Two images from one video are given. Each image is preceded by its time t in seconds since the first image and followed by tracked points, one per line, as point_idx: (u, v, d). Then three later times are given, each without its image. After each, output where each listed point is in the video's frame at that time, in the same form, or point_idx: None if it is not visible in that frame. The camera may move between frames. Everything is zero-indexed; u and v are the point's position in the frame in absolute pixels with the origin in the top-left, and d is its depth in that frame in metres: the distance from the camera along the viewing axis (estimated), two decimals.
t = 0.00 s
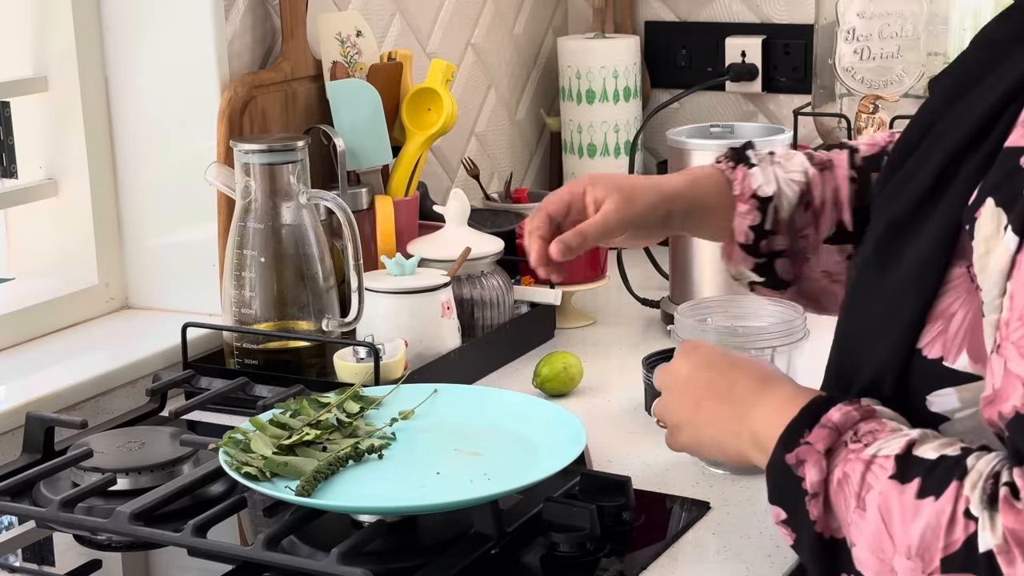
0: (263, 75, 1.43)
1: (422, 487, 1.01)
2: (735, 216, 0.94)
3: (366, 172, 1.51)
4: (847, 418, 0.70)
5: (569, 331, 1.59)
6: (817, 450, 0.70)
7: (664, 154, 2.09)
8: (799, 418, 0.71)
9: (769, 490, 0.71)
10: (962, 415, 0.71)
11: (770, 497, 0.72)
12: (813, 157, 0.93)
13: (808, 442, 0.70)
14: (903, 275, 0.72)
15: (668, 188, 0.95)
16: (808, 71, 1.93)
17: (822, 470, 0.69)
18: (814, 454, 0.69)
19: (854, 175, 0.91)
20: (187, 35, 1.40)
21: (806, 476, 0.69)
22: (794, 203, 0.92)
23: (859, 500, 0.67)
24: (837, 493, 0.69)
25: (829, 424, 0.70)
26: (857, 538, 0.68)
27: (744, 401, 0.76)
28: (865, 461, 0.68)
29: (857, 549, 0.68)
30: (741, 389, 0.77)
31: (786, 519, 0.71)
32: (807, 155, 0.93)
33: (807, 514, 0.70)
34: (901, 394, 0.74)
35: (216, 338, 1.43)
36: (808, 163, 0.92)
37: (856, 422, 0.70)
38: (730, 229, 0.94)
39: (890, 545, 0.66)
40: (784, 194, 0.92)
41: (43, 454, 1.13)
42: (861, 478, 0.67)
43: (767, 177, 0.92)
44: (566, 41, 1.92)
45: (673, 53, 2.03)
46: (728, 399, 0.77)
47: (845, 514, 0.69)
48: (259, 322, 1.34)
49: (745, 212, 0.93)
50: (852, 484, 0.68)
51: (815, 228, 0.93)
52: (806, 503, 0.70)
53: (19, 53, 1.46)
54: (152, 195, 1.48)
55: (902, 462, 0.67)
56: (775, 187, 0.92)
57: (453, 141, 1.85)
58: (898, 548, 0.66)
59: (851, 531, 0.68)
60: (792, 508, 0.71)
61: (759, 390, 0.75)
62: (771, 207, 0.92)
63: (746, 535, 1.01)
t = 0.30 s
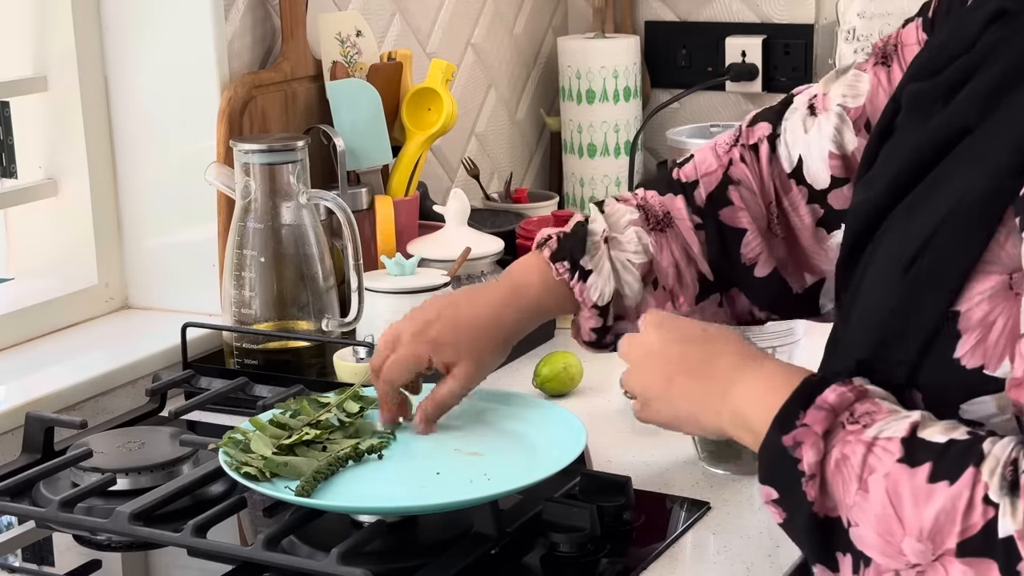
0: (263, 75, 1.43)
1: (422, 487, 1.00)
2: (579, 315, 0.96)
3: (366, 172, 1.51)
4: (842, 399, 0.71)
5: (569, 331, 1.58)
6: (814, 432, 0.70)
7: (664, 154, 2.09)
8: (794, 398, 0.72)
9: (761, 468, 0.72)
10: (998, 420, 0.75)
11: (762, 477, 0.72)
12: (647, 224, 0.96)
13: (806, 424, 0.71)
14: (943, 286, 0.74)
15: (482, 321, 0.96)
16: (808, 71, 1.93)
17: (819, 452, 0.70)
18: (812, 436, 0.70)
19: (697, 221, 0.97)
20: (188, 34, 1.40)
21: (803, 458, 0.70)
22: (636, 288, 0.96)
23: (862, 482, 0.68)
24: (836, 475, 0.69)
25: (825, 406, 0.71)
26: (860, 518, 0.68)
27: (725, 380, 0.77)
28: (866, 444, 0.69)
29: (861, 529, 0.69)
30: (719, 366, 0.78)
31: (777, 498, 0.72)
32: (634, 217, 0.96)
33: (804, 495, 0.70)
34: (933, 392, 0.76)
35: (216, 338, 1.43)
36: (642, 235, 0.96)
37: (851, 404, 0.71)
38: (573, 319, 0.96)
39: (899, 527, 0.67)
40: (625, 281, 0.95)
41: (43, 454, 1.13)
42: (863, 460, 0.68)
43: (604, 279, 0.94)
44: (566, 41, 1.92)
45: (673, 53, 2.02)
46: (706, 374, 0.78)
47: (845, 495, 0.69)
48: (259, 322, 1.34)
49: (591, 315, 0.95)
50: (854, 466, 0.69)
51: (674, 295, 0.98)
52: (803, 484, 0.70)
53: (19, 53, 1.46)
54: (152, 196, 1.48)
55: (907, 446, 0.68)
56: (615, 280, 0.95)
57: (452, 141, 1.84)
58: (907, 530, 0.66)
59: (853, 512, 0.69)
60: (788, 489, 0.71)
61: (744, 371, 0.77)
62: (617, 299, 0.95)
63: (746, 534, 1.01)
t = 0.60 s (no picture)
0: (263, 75, 1.43)
1: (422, 487, 1.00)
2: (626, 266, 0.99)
3: (366, 172, 1.51)
4: (739, 385, 0.68)
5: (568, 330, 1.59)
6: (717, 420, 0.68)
7: (664, 154, 2.09)
8: (690, 389, 0.68)
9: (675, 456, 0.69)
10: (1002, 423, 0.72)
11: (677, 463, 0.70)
12: (692, 189, 0.98)
13: (706, 415, 0.68)
14: (911, 277, 0.73)
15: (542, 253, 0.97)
16: (808, 71, 1.93)
17: (724, 440, 0.67)
18: (713, 428, 0.68)
19: (740, 197, 0.99)
20: (187, 35, 1.40)
21: (709, 448, 0.67)
22: (680, 245, 0.98)
23: (770, 462, 0.66)
24: (745, 457, 0.67)
25: (722, 396, 0.68)
26: (772, 497, 0.66)
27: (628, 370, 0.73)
28: (769, 424, 0.66)
29: (773, 508, 0.66)
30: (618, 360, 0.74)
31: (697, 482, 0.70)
32: (681, 184, 0.99)
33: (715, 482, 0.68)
34: (911, 389, 0.75)
35: (216, 338, 1.43)
36: (688, 198, 0.98)
37: (749, 386, 0.68)
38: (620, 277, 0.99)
39: (810, 503, 0.64)
40: (671, 236, 0.97)
41: (43, 454, 1.13)
42: (769, 440, 0.66)
43: (654, 226, 0.97)
44: (566, 41, 1.92)
45: (673, 53, 2.03)
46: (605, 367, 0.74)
47: (755, 476, 0.67)
48: (259, 322, 1.34)
49: (638, 263, 0.97)
50: (762, 447, 0.66)
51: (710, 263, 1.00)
52: (713, 472, 0.68)
53: (19, 53, 1.46)
54: (152, 196, 1.48)
55: (813, 419, 0.65)
56: (663, 232, 0.97)
57: (452, 141, 1.84)
58: (818, 503, 0.64)
59: (765, 493, 0.66)
60: (700, 472, 0.69)
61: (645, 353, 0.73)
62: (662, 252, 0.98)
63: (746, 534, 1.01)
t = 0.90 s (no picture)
0: (263, 75, 1.43)
1: (421, 487, 1.00)
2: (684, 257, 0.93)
3: (366, 172, 1.51)
4: (688, 355, 0.70)
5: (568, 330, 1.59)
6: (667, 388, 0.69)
7: (664, 154, 2.09)
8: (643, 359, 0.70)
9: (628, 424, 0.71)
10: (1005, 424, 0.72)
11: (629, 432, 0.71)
12: (751, 178, 0.94)
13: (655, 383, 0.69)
14: (892, 258, 0.75)
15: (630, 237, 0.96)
16: (808, 71, 1.93)
17: (673, 407, 0.69)
18: (662, 394, 0.69)
19: (792, 185, 0.96)
20: (187, 35, 1.40)
21: (658, 414, 0.69)
22: (740, 237, 0.94)
23: (716, 428, 0.68)
24: (693, 425, 0.69)
25: (672, 364, 0.69)
26: (716, 464, 0.68)
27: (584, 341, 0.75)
28: (716, 393, 0.68)
29: (716, 474, 0.68)
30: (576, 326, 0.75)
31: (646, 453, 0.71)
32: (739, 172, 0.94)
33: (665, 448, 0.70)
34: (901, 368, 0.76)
35: (216, 338, 1.43)
36: (749, 187, 0.94)
37: (699, 357, 0.70)
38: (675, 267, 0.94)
39: (753, 467, 0.66)
40: (732, 230, 0.93)
41: (42, 454, 1.13)
42: (715, 407, 0.68)
43: (721, 224, 0.92)
44: (566, 41, 1.92)
45: (673, 53, 2.03)
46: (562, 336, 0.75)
47: (703, 445, 0.69)
48: (259, 322, 1.34)
49: (700, 260, 0.93)
50: (709, 414, 0.68)
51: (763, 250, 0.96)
52: (662, 438, 0.69)
53: (19, 53, 1.46)
54: (152, 196, 1.48)
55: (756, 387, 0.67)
56: (727, 226, 0.92)
57: (453, 141, 1.84)
58: (759, 469, 0.66)
59: (710, 459, 0.68)
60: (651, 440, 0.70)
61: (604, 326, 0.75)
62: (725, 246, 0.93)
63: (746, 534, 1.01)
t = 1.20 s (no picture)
0: (263, 75, 1.43)
1: (422, 487, 1.00)
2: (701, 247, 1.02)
3: (366, 172, 1.51)
4: (731, 349, 0.72)
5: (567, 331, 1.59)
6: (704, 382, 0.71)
7: (664, 154, 2.09)
8: (682, 348, 0.73)
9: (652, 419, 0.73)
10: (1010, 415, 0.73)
11: (654, 427, 0.72)
12: (760, 167, 1.02)
13: (695, 373, 0.71)
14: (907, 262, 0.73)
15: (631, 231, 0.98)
16: (808, 71, 1.93)
17: (710, 400, 0.71)
18: (701, 384, 0.71)
19: (802, 173, 1.03)
20: (187, 35, 1.40)
21: (694, 406, 0.71)
22: (753, 225, 1.02)
23: (752, 426, 0.69)
24: (726, 421, 0.70)
25: (713, 355, 0.72)
26: (751, 461, 0.69)
27: (613, 329, 0.77)
28: (754, 390, 0.70)
29: (752, 472, 0.69)
30: (607, 314, 0.78)
31: (669, 449, 0.72)
32: (748, 162, 1.02)
33: (696, 443, 0.71)
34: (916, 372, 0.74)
35: (216, 338, 1.43)
36: (759, 176, 1.01)
37: (739, 353, 0.72)
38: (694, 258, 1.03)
39: (791, 468, 0.67)
40: (745, 219, 1.01)
41: (43, 454, 1.13)
42: (752, 405, 0.69)
43: (733, 212, 1.00)
44: (566, 41, 1.92)
45: (673, 53, 2.02)
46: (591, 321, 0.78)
47: (734, 441, 0.70)
48: (259, 322, 1.34)
49: (716, 249, 1.01)
50: (744, 411, 0.69)
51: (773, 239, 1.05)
52: (694, 431, 0.71)
53: (19, 53, 1.46)
54: (152, 197, 1.48)
55: (797, 390, 0.69)
56: (739, 213, 1.00)
57: (452, 141, 1.84)
58: (799, 471, 0.67)
59: (744, 457, 0.70)
60: (677, 434, 0.72)
61: (634, 320, 0.77)
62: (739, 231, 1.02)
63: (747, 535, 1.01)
